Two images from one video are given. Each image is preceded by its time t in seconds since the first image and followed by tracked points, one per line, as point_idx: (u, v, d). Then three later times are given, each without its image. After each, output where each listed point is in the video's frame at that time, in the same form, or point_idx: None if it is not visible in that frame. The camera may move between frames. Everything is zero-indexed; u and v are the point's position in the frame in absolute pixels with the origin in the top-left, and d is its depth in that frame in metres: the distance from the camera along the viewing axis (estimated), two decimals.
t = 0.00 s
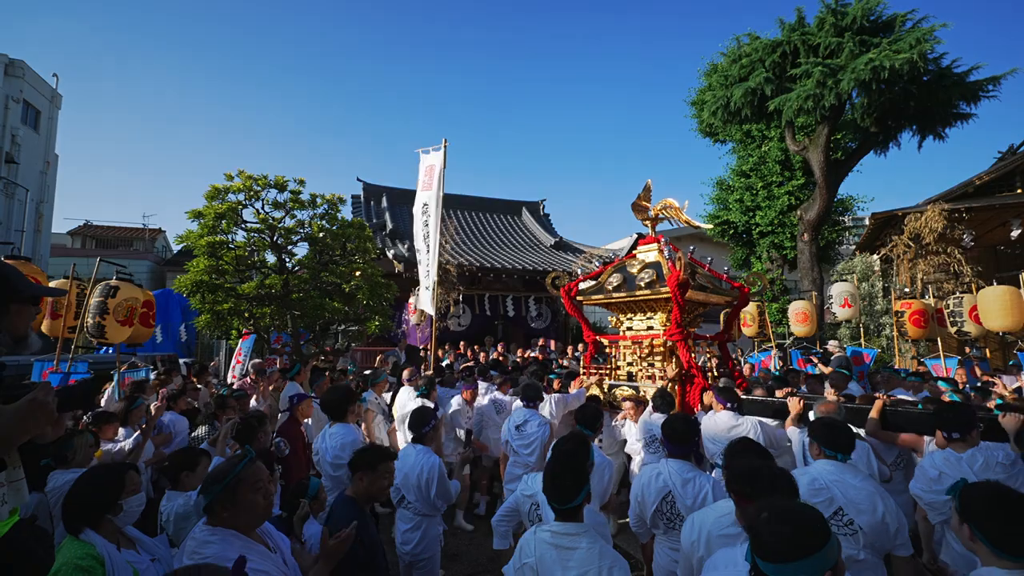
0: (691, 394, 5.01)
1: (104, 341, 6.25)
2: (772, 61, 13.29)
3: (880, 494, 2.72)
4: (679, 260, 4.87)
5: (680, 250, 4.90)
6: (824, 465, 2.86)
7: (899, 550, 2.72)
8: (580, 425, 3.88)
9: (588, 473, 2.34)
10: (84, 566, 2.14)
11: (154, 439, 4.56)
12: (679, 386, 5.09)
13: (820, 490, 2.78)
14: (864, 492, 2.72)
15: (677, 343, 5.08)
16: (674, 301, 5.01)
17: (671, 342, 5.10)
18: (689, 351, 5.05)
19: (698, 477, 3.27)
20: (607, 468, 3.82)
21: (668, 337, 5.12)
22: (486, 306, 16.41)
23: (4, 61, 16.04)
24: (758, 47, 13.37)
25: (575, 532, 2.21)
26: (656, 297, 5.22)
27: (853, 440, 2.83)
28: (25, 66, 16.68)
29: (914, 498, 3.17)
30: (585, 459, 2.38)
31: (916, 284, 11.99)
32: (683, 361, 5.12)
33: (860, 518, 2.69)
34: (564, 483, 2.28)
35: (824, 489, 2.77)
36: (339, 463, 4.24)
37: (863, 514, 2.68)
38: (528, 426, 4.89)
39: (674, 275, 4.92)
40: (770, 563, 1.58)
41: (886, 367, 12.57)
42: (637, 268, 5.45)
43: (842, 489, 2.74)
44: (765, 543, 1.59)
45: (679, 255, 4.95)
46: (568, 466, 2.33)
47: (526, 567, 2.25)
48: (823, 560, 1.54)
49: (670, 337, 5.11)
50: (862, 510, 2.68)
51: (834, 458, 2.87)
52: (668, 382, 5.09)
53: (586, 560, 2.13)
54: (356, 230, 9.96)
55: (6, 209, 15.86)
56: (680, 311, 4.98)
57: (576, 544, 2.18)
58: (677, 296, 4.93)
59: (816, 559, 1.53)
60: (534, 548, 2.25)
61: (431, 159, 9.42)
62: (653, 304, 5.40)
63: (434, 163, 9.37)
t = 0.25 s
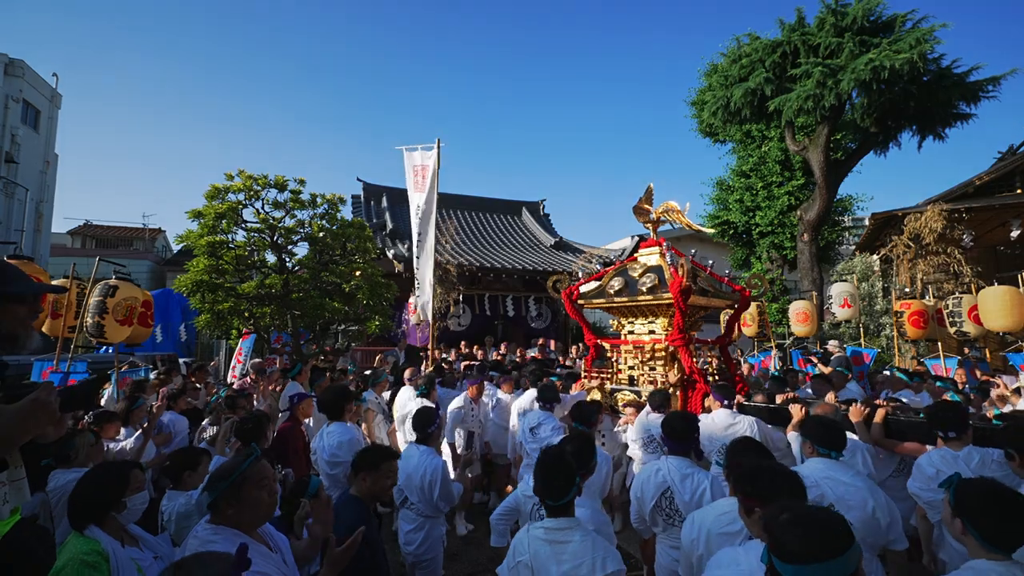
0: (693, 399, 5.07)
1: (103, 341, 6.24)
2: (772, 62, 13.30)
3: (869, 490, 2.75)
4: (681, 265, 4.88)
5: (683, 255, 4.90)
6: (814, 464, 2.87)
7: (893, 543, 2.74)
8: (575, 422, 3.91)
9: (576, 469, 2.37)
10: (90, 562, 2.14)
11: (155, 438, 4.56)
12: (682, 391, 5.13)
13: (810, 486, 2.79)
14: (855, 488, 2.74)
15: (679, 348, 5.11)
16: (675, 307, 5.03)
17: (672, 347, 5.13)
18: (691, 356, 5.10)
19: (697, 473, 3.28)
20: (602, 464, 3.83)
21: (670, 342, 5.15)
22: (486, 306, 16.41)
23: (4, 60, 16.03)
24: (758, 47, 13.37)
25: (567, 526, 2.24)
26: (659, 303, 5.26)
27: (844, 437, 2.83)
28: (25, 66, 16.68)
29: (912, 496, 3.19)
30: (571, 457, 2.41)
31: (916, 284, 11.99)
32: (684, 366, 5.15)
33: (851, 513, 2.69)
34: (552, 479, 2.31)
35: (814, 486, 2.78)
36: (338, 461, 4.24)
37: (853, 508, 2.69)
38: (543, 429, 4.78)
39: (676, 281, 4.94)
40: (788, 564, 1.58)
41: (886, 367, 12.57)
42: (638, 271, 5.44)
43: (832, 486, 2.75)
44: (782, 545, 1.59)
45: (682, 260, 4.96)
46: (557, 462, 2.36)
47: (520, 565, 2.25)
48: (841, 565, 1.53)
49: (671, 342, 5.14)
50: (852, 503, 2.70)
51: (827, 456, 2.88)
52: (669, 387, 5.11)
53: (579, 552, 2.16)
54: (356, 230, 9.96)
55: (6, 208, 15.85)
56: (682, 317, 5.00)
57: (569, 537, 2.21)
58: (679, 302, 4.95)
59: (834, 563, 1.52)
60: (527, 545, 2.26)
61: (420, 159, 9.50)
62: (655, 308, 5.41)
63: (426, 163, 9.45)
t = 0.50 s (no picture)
0: (694, 394, 5.03)
1: (103, 341, 6.24)
2: (771, 61, 13.31)
3: (869, 489, 2.74)
4: (681, 262, 4.90)
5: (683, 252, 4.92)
6: (813, 463, 2.87)
7: (892, 542, 2.74)
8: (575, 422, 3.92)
9: (567, 466, 2.38)
10: (91, 560, 2.13)
11: (155, 439, 4.56)
12: (683, 387, 5.11)
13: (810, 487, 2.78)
14: (855, 487, 2.73)
15: (680, 344, 5.12)
16: (675, 303, 5.04)
17: (673, 343, 5.14)
18: (691, 352, 5.10)
19: (705, 471, 3.28)
20: (606, 463, 3.84)
21: (671, 339, 5.16)
22: (486, 306, 16.42)
23: (3, 60, 16.02)
24: (757, 47, 13.38)
25: (562, 522, 2.25)
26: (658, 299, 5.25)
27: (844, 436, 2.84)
28: (24, 66, 16.67)
29: (918, 493, 3.23)
30: (560, 453, 2.41)
31: (914, 284, 12.01)
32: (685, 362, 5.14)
33: (851, 512, 2.69)
34: (546, 477, 2.31)
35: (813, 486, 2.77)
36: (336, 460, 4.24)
37: (853, 508, 2.69)
38: (551, 429, 4.73)
39: (676, 277, 4.95)
40: (775, 560, 1.59)
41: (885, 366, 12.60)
42: (638, 269, 5.47)
43: (832, 485, 2.74)
44: (771, 541, 1.60)
45: (681, 256, 4.98)
46: (548, 459, 2.36)
47: (516, 565, 2.26)
48: (827, 559, 1.54)
49: (672, 339, 5.15)
50: (850, 503, 2.70)
51: (828, 455, 2.88)
52: (670, 383, 5.11)
53: (574, 547, 2.17)
54: (356, 230, 9.96)
55: (5, 209, 15.84)
56: (682, 313, 5.01)
57: (563, 533, 2.22)
58: (679, 298, 4.96)
59: (818, 558, 1.54)
60: (523, 545, 2.26)
61: (403, 157, 9.72)
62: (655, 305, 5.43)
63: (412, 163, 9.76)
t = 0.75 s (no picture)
0: (696, 397, 5.05)
1: (100, 340, 6.22)
2: (769, 61, 13.32)
3: (882, 488, 2.74)
4: (684, 264, 4.90)
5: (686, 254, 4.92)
6: (824, 462, 2.86)
7: (904, 543, 2.73)
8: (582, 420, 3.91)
9: (570, 465, 2.38)
10: (85, 561, 2.12)
11: (153, 438, 4.55)
12: (685, 390, 5.13)
13: (824, 488, 2.76)
14: (868, 488, 2.72)
15: (682, 346, 5.12)
16: (678, 305, 5.04)
17: (675, 345, 5.14)
18: (693, 354, 5.10)
19: (717, 470, 3.31)
20: (615, 460, 3.81)
21: (672, 340, 5.16)
22: (484, 305, 16.40)
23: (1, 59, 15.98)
24: (756, 47, 13.39)
25: (563, 520, 2.25)
26: (659, 302, 5.28)
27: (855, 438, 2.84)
28: (22, 65, 16.64)
29: (926, 494, 3.15)
30: (565, 453, 2.41)
31: (912, 284, 12.03)
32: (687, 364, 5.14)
33: (866, 514, 2.68)
34: (549, 478, 2.30)
35: (827, 487, 2.76)
36: (332, 459, 4.22)
37: (868, 509, 2.68)
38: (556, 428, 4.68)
39: (678, 279, 4.95)
40: (768, 557, 1.58)
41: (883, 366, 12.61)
42: (640, 270, 5.46)
43: (845, 486, 2.74)
44: (765, 537, 1.58)
45: (684, 259, 4.97)
46: (553, 458, 2.36)
47: (518, 560, 2.25)
48: (820, 555, 1.55)
49: (674, 341, 5.15)
50: (865, 504, 2.69)
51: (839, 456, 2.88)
52: (672, 385, 5.11)
53: (575, 545, 2.17)
54: (354, 229, 9.95)
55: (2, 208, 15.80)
56: (685, 315, 5.01)
57: (565, 531, 2.21)
58: (682, 300, 4.96)
59: (813, 553, 1.54)
60: (524, 541, 2.26)
61: (402, 159, 10.80)
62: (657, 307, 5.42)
63: (410, 165, 10.89)
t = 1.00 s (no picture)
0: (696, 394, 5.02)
1: (96, 340, 6.20)
2: (768, 61, 13.32)
3: (906, 493, 2.73)
4: (682, 263, 4.89)
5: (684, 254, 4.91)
6: (846, 466, 2.86)
7: (928, 548, 2.72)
8: (594, 420, 3.90)
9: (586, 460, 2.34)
10: (80, 563, 2.09)
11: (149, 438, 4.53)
12: (685, 389, 5.13)
13: (847, 493, 2.75)
14: (893, 493, 2.71)
15: (681, 345, 5.11)
16: (677, 304, 5.04)
17: (675, 344, 5.14)
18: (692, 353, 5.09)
19: (715, 466, 3.30)
20: (627, 460, 3.75)
21: (672, 340, 5.15)
22: (483, 305, 16.38)
23: None
24: (754, 47, 13.40)
25: (576, 521, 2.24)
26: (658, 301, 5.28)
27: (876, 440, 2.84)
28: (19, 63, 16.58)
29: (924, 493, 3.14)
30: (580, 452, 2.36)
31: (910, 284, 12.06)
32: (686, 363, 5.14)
33: (890, 519, 2.66)
34: (565, 479, 2.25)
35: (851, 492, 2.75)
36: (329, 457, 4.20)
37: (893, 515, 2.66)
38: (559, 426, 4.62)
39: (677, 278, 4.94)
40: (791, 565, 1.56)
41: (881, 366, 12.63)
42: (638, 269, 5.45)
43: (869, 491, 2.73)
44: (787, 546, 1.56)
45: (682, 257, 4.97)
46: (571, 460, 2.30)
47: (529, 559, 2.26)
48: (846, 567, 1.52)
49: (673, 340, 5.14)
50: (890, 509, 2.67)
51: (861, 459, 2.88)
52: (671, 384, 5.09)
53: (588, 547, 2.17)
54: (352, 228, 9.94)
55: None
56: (684, 314, 5.01)
57: (579, 531, 2.21)
58: (680, 300, 4.95)
59: (839, 565, 1.51)
60: (536, 540, 2.26)
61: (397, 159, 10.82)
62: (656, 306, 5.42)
63: (404, 164, 10.90)
